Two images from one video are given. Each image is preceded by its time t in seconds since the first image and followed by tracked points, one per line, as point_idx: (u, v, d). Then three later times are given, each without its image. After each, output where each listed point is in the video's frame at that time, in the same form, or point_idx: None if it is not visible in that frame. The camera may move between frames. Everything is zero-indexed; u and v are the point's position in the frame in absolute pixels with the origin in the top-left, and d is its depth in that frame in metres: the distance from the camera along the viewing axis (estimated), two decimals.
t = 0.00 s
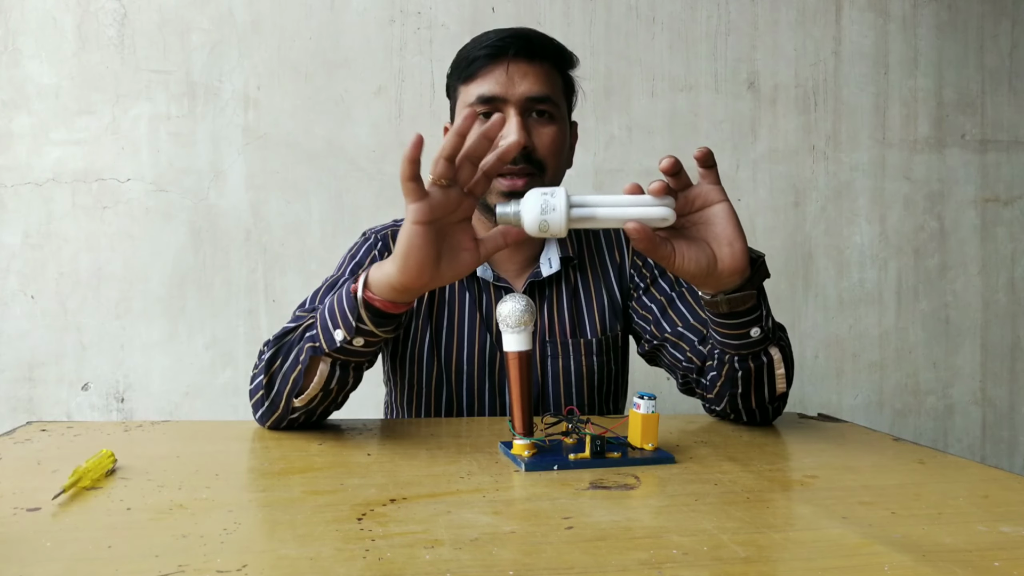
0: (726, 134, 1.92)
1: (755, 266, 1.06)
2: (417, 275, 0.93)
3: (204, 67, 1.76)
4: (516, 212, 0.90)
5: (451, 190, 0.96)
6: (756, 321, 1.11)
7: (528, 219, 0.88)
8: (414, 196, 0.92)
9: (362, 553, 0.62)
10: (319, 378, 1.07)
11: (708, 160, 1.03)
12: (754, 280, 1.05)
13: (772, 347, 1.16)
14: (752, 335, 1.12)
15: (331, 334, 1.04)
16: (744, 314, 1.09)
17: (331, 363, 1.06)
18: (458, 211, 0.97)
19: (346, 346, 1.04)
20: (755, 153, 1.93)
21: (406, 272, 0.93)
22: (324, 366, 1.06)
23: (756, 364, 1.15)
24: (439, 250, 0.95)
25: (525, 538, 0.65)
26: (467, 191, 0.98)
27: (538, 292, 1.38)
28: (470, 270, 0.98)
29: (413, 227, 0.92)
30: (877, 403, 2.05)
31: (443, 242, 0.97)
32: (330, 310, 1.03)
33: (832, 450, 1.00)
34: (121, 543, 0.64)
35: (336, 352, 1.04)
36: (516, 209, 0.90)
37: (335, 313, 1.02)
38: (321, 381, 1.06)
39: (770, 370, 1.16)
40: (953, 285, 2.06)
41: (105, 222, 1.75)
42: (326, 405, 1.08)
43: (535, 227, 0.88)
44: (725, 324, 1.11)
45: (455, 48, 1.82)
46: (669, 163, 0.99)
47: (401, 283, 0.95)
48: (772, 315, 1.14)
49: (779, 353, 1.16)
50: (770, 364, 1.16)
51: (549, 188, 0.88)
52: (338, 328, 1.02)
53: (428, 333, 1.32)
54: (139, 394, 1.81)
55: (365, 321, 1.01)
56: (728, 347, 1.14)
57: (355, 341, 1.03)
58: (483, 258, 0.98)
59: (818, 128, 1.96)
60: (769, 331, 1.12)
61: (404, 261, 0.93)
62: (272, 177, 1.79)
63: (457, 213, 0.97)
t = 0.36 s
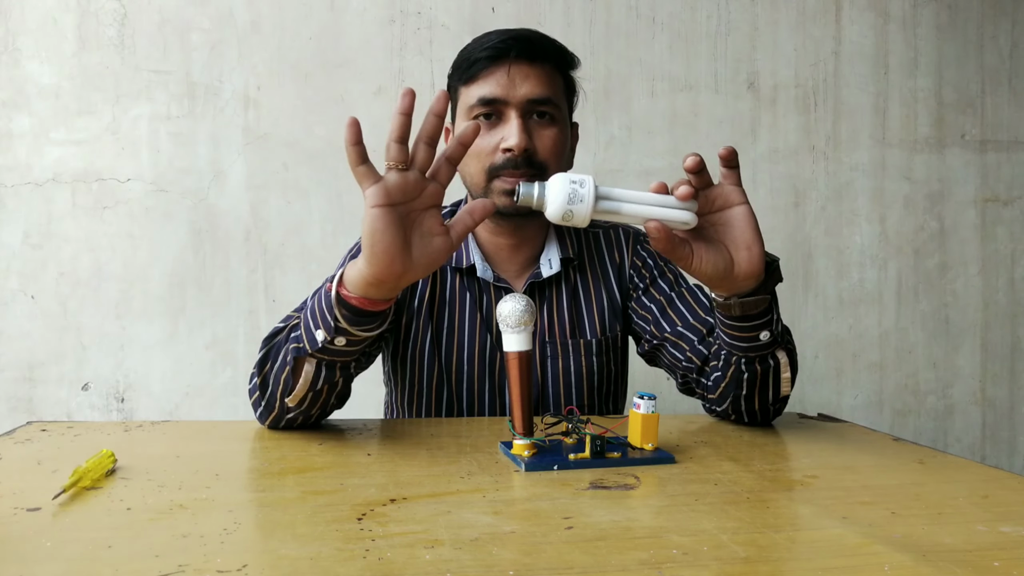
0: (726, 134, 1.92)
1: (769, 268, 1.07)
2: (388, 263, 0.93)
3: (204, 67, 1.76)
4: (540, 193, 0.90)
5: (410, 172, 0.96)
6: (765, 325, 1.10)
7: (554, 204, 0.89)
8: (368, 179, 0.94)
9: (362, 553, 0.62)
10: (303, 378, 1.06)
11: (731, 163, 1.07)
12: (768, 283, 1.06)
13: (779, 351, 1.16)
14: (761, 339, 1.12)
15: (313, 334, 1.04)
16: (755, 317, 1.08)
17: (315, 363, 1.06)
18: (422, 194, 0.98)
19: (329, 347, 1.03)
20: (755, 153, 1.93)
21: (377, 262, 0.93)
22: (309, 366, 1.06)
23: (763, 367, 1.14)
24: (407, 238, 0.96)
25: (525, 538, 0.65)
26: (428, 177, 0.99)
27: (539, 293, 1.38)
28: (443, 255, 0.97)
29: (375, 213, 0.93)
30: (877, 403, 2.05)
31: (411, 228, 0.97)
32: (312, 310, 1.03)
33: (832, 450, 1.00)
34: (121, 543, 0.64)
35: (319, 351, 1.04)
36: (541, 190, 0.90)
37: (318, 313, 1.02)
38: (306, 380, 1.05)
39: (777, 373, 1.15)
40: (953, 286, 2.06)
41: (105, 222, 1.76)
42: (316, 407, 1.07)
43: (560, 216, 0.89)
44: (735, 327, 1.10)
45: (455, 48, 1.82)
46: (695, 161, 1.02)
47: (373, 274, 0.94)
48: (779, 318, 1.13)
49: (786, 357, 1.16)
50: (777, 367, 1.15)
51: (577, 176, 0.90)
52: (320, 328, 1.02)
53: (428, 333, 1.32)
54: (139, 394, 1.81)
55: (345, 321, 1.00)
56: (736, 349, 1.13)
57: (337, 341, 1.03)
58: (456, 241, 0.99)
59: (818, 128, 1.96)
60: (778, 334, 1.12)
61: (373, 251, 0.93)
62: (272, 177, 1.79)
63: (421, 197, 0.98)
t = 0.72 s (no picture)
0: (726, 134, 1.92)
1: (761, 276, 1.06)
2: (392, 263, 0.93)
3: (204, 67, 1.76)
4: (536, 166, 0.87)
5: (414, 173, 0.97)
6: (749, 325, 1.10)
7: (544, 183, 0.86)
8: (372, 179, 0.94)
9: (362, 553, 0.62)
10: (304, 378, 1.06)
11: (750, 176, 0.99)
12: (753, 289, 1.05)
13: (764, 352, 1.15)
14: (746, 337, 1.12)
15: (315, 334, 1.04)
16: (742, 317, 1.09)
17: (316, 363, 1.06)
18: (426, 195, 0.98)
19: (330, 346, 1.03)
20: (755, 153, 1.93)
21: (380, 262, 0.93)
22: (310, 366, 1.06)
23: (746, 364, 1.14)
24: (410, 238, 0.96)
25: (526, 538, 0.65)
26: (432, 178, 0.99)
27: (539, 294, 1.38)
28: (446, 256, 0.98)
29: (379, 212, 0.94)
30: (877, 403, 2.05)
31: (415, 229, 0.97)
32: (315, 310, 1.03)
33: (832, 450, 1.00)
34: (121, 543, 0.64)
35: (320, 352, 1.04)
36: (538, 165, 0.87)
37: (319, 313, 1.02)
38: (307, 380, 1.05)
39: (761, 374, 1.14)
40: (953, 286, 2.06)
41: (105, 222, 1.76)
42: (316, 407, 1.07)
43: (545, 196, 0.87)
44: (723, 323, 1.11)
45: (455, 48, 1.82)
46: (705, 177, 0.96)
47: (376, 275, 0.94)
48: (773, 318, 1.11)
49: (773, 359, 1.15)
50: (758, 368, 1.14)
51: (579, 159, 0.87)
52: (321, 328, 1.02)
53: (428, 333, 1.32)
54: (140, 395, 1.81)
55: (346, 321, 1.00)
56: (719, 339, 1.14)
57: (338, 341, 1.03)
58: (460, 242, 0.99)
59: (818, 128, 1.96)
60: (764, 336, 1.12)
61: (376, 250, 0.93)
62: (272, 177, 1.79)
63: (425, 198, 0.98)
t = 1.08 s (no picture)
0: (726, 134, 1.92)
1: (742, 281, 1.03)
2: (392, 267, 0.93)
3: (204, 66, 1.76)
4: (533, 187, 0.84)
5: (423, 180, 0.98)
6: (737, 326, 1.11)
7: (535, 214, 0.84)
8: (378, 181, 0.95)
9: (362, 553, 0.62)
10: (304, 379, 1.06)
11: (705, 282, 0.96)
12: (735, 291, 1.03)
13: (749, 355, 1.15)
14: (731, 337, 1.12)
15: (315, 337, 1.04)
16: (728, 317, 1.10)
17: (316, 366, 1.06)
18: (433, 204, 0.98)
19: (330, 350, 1.03)
20: (755, 153, 1.93)
21: (380, 265, 0.93)
22: (310, 368, 1.06)
23: (733, 365, 1.15)
24: (413, 244, 0.96)
25: (526, 538, 0.65)
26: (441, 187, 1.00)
27: (539, 294, 1.38)
28: (449, 267, 0.97)
29: (384, 216, 0.93)
30: (877, 403, 2.05)
31: (418, 236, 0.97)
32: (316, 313, 1.03)
33: (831, 450, 1.00)
34: (121, 543, 0.64)
35: (320, 355, 1.04)
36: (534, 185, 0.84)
37: (319, 318, 1.02)
38: (306, 383, 1.06)
39: (749, 375, 1.15)
40: (952, 286, 2.06)
41: (105, 222, 1.76)
42: (317, 409, 1.07)
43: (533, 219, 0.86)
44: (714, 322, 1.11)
45: (455, 49, 1.82)
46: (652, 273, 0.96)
47: (376, 278, 0.95)
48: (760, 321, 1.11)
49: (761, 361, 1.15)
50: (741, 369, 1.15)
51: (570, 195, 0.85)
52: (321, 331, 1.02)
53: (428, 333, 1.32)
54: (140, 395, 1.81)
55: (348, 326, 1.00)
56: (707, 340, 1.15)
57: (338, 345, 1.03)
58: (463, 255, 0.97)
59: (818, 128, 1.96)
60: (750, 338, 1.12)
61: (377, 253, 0.93)
62: (272, 177, 1.79)
63: (431, 207, 0.98)
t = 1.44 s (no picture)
0: (726, 134, 1.92)
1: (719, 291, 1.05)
2: (395, 269, 0.93)
3: (203, 67, 1.76)
4: (500, 213, 0.83)
5: (436, 192, 0.97)
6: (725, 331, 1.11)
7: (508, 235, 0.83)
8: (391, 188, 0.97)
9: (362, 553, 0.62)
10: (303, 381, 1.06)
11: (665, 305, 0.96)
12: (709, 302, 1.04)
13: (733, 359, 1.16)
14: (712, 342, 1.13)
15: (316, 339, 1.04)
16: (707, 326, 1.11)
17: (316, 368, 1.06)
18: (442, 215, 0.98)
19: (330, 353, 1.03)
20: (755, 153, 1.93)
21: (383, 266, 0.93)
22: (309, 370, 1.06)
23: (716, 370, 1.17)
24: (419, 251, 0.96)
25: (526, 538, 0.65)
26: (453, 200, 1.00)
27: (539, 294, 1.38)
28: (453, 278, 0.96)
29: (393, 218, 0.93)
30: (877, 403, 2.05)
31: (424, 243, 0.97)
32: (317, 315, 1.03)
33: (831, 450, 1.00)
34: (121, 543, 0.64)
35: (320, 357, 1.04)
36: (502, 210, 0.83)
37: (320, 321, 1.02)
38: (306, 385, 1.06)
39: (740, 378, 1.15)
40: (952, 286, 2.06)
41: (105, 222, 1.76)
42: (316, 411, 1.07)
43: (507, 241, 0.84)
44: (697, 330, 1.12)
45: (455, 49, 1.82)
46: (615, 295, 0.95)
47: (379, 279, 0.95)
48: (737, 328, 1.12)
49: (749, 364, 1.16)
50: (726, 374, 1.16)
51: (537, 215, 0.84)
52: (322, 333, 1.02)
53: (429, 333, 1.32)
54: (140, 394, 1.81)
55: (348, 329, 1.00)
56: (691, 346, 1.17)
57: (338, 348, 1.03)
58: (466, 269, 0.96)
59: (818, 128, 1.96)
60: (733, 342, 1.13)
61: (381, 255, 0.93)
62: (272, 177, 1.79)
63: (441, 217, 0.98)
